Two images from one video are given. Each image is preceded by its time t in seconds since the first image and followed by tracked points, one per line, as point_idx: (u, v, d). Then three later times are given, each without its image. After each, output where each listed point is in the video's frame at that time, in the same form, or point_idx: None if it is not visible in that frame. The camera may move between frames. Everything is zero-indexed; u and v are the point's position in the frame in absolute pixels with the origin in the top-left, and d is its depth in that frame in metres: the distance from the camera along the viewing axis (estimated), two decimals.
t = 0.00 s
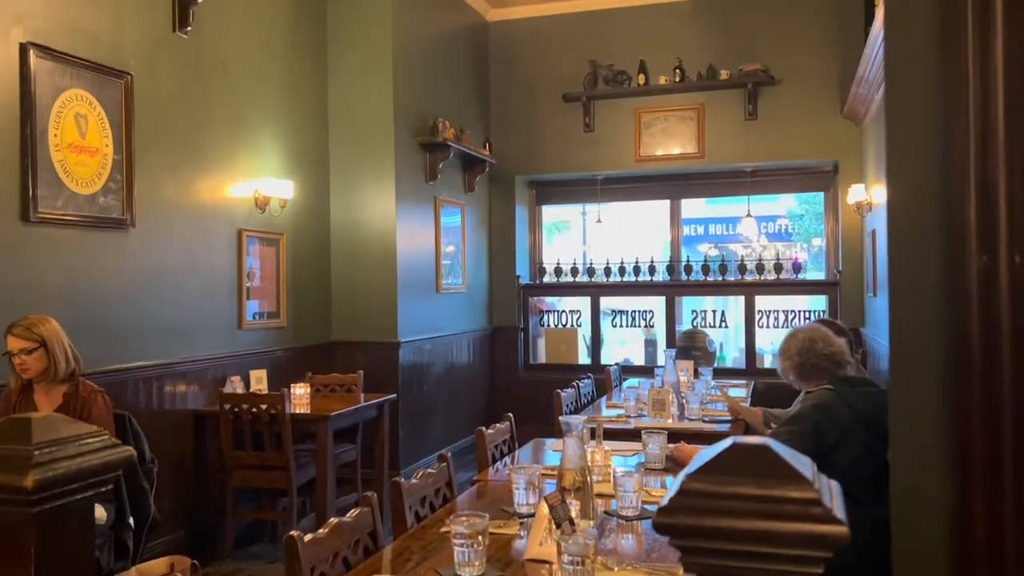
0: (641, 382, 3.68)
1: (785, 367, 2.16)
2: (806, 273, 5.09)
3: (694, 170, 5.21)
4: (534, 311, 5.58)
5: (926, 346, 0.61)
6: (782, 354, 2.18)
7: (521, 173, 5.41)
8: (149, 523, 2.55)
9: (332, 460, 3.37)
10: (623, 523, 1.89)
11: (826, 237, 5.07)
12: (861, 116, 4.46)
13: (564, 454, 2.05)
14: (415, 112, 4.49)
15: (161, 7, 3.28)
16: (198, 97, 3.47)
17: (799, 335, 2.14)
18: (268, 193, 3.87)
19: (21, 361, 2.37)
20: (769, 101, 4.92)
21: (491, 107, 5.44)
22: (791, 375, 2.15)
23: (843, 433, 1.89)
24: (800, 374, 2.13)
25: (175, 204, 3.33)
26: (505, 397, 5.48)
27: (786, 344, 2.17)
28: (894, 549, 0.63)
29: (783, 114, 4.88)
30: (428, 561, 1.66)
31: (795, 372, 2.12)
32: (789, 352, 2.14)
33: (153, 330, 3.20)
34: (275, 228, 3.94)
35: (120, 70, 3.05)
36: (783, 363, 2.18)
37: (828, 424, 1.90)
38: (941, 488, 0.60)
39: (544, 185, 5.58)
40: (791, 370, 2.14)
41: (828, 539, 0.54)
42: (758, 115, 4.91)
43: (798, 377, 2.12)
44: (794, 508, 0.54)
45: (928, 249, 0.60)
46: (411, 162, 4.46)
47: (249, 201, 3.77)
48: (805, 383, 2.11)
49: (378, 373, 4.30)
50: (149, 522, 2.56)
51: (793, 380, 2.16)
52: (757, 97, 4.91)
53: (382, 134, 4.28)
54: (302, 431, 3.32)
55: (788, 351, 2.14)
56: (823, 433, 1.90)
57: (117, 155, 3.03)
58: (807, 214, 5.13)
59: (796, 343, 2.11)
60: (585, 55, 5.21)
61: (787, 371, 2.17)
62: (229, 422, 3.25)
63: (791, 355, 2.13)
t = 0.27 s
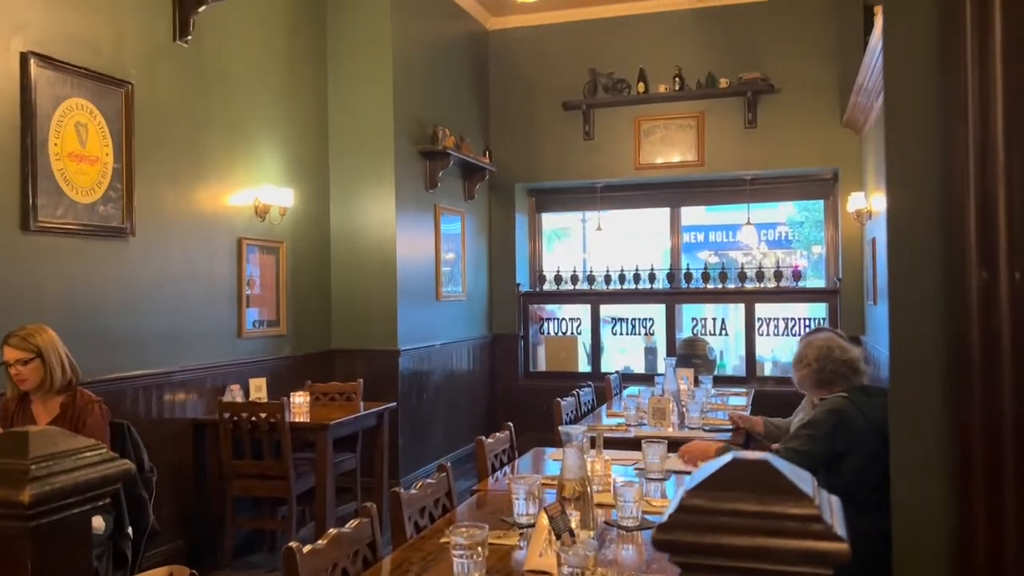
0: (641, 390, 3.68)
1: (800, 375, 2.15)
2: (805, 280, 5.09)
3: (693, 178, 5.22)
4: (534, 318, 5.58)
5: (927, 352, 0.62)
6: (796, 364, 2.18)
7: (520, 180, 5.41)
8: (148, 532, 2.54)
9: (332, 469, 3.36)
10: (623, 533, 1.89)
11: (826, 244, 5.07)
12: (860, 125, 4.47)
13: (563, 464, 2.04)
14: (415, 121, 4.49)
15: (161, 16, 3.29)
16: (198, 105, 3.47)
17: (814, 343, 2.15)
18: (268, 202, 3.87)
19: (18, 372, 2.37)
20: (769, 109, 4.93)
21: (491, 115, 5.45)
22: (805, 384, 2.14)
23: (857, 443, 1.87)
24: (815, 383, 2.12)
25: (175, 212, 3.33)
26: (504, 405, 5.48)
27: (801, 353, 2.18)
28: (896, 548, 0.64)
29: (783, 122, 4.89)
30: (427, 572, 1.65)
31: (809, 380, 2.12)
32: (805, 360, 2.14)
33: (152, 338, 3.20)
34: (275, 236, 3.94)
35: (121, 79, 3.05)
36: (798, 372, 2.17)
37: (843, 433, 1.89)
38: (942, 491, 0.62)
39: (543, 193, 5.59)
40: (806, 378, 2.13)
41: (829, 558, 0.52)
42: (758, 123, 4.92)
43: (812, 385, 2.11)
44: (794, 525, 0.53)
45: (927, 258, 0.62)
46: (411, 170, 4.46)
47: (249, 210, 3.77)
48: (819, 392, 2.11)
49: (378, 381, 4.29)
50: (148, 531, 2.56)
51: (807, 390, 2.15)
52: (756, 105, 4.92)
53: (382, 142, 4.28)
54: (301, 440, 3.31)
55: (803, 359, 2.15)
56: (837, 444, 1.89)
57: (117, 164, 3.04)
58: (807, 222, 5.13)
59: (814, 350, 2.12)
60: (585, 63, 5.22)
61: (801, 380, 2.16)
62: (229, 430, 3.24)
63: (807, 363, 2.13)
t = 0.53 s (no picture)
0: (643, 398, 3.68)
1: (818, 383, 2.19)
2: (807, 288, 5.08)
3: (694, 186, 5.22)
4: (535, 326, 5.57)
5: (930, 364, 0.55)
6: (813, 374, 2.23)
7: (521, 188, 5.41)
8: (148, 542, 2.53)
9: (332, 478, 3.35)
10: (624, 545, 1.88)
11: (827, 251, 5.08)
12: (861, 133, 4.47)
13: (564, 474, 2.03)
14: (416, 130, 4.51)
15: (163, 26, 3.29)
16: (199, 114, 3.47)
17: (830, 353, 2.22)
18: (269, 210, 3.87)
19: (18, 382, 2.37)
20: (770, 117, 4.93)
21: (491, 123, 5.45)
22: (823, 391, 2.17)
23: (878, 448, 1.98)
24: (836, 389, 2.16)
25: (175, 221, 3.33)
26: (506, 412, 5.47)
27: (817, 363, 2.23)
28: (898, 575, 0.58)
29: (784, 129, 4.90)
30: None
31: (830, 386, 2.15)
32: (823, 368, 2.19)
33: (152, 349, 3.19)
34: (276, 245, 3.94)
35: (122, 88, 3.06)
36: (815, 382, 2.21)
37: (865, 438, 1.99)
38: (943, 512, 0.55)
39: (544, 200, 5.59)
40: (824, 386, 2.17)
41: None
42: (758, 131, 4.92)
43: (832, 391, 2.15)
44: (797, 546, 0.49)
45: (930, 263, 0.55)
46: (413, 179, 4.48)
47: (250, 219, 3.77)
48: (838, 397, 2.14)
49: (378, 390, 4.29)
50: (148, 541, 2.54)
51: (824, 399, 2.18)
52: (757, 113, 4.92)
53: (383, 151, 4.29)
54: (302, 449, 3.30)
55: (821, 367, 2.20)
56: (862, 448, 1.98)
57: (118, 173, 3.04)
58: (808, 229, 5.13)
59: (832, 358, 2.19)
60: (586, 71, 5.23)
61: (818, 390, 2.20)
62: (229, 439, 3.23)
63: (826, 370, 2.18)
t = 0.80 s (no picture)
0: (647, 408, 3.67)
1: (835, 393, 2.20)
2: (811, 296, 5.08)
3: (697, 195, 5.22)
4: (539, 335, 5.56)
5: (937, 380, 0.55)
6: (830, 386, 2.24)
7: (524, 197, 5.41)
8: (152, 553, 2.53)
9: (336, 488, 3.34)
10: (629, 558, 1.86)
11: (831, 259, 5.07)
12: (864, 141, 4.47)
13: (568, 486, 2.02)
14: (420, 139, 4.51)
15: (167, 38, 3.31)
16: (203, 124, 3.48)
17: (847, 366, 2.25)
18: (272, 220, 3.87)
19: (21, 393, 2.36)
20: (773, 125, 4.93)
21: (494, 132, 5.45)
22: (841, 400, 2.18)
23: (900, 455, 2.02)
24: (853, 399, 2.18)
25: (179, 230, 3.33)
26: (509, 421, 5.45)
27: (834, 375, 2.25)
28: None
29: (787, 137, 4.90)
30: None
31: (848, 393, 2.16)
32: (841, 378, 2.21)
33: (156, 359, 3.19)
34: (279, 254, 3.95)
35: (127, 99, 3.07)
36: (831, 393, 2.22)
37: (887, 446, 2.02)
38: (950, 519, 0.54)
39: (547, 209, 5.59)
40: (843, 395, 2.18)
41: None
42: (762, 140, 4.92)
43: (851, 399, 2.16)
44: (805, 569, 0.48)
45: (937, 276, 0.55)
46: (416, 188, 4.48)
47: (254, 228, 3.77)
48: (857, 406, 2.15)
49: (382, 399, 4.28)
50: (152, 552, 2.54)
51: (842, 410, 2.18)
52: (760, 122, 4.92)
53: (386, 160, 4.29)
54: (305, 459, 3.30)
55: (839, 378, 2.22)
56: (889, 455, 2.02)
57: (122, 184, 3.05)
58: (812, 237, 5.13)
59: (851, 369, 2.22)
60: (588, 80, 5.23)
61: (835, 400, 2.20)
62: (232, 449, 3.23)
63: (845, 379, 2.20)
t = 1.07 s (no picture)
0: (654, 418, 3.67)
1: (849, 405, 2.23)
2: (818, 305, 5.06)
3: (703, 204, 5.22)
4: (545, 345, 5.56)
5: (945, 386, 0.54)
6: (842, 396, 2.27)
7: (530, 207, 5.41)
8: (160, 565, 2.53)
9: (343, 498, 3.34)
10: (636, 571, 1.85)
11: (838, 268, 5.06)
12: (871, 150, 4.47)
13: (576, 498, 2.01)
14: (426, 150, 4.53)
15: (176, 51, 3.33)
16: (210, 136, 3.50)
17: (858, 377, 2.28)
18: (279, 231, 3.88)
19: (30, 405, 2.38)
20: (779, 134, 4.93)
21: (500, 142, 5.47)
22: (855, 412, 2.21)
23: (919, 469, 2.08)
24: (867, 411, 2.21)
25: (186, 241, 3.34)
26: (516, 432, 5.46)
27: (847, 385, 2.28)
28: None
29: (793, 147, 4.90)
30: None
31: (863, 406, 2.20)
32: (855, 390, 2.25)
33: (163, 370, 3.20)
34: (286, 265, 3.96)
35: (136, 111, 3.09)
36: (845, 404, 2.25)
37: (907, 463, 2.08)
38: (961, 526, 0.54)
39: (553, 218, 5.59)
40: (856, 407, 2.22)
41: None
42: (768, 149, 4.92)
43: (866, 412, 2.19)
44: None
45: (946, 282, 0.54)
46: (422, 199, 4.49)
47: (261, 239, 3.79)
48: (872, 419, 2.19)
49: (388, 409, 4.28)
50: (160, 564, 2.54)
51: (855, 421, 2.22)
52: (766, 131, 4.92)
53: (393, 172, 4.31)
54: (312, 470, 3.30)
55: (852, 389, 2.25)
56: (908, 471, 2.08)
57: (131, 196, 3.06)
58: (819, 245, 5.12)
59: (864, 380, 2.25)
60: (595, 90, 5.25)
61: (848, 411, 2.24)
62: (239, 460, 3.23)
63: (858, 391, 2.23)
